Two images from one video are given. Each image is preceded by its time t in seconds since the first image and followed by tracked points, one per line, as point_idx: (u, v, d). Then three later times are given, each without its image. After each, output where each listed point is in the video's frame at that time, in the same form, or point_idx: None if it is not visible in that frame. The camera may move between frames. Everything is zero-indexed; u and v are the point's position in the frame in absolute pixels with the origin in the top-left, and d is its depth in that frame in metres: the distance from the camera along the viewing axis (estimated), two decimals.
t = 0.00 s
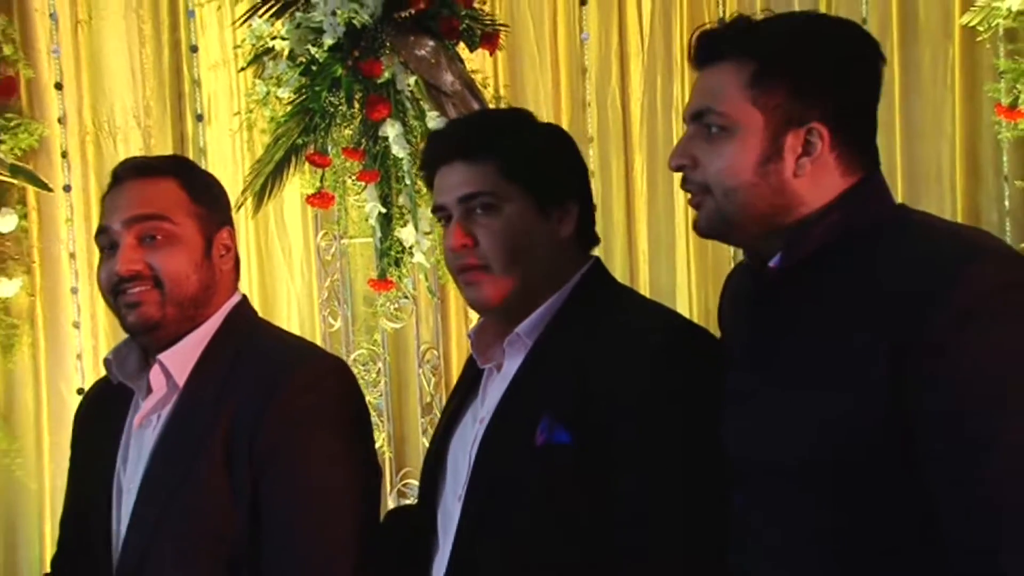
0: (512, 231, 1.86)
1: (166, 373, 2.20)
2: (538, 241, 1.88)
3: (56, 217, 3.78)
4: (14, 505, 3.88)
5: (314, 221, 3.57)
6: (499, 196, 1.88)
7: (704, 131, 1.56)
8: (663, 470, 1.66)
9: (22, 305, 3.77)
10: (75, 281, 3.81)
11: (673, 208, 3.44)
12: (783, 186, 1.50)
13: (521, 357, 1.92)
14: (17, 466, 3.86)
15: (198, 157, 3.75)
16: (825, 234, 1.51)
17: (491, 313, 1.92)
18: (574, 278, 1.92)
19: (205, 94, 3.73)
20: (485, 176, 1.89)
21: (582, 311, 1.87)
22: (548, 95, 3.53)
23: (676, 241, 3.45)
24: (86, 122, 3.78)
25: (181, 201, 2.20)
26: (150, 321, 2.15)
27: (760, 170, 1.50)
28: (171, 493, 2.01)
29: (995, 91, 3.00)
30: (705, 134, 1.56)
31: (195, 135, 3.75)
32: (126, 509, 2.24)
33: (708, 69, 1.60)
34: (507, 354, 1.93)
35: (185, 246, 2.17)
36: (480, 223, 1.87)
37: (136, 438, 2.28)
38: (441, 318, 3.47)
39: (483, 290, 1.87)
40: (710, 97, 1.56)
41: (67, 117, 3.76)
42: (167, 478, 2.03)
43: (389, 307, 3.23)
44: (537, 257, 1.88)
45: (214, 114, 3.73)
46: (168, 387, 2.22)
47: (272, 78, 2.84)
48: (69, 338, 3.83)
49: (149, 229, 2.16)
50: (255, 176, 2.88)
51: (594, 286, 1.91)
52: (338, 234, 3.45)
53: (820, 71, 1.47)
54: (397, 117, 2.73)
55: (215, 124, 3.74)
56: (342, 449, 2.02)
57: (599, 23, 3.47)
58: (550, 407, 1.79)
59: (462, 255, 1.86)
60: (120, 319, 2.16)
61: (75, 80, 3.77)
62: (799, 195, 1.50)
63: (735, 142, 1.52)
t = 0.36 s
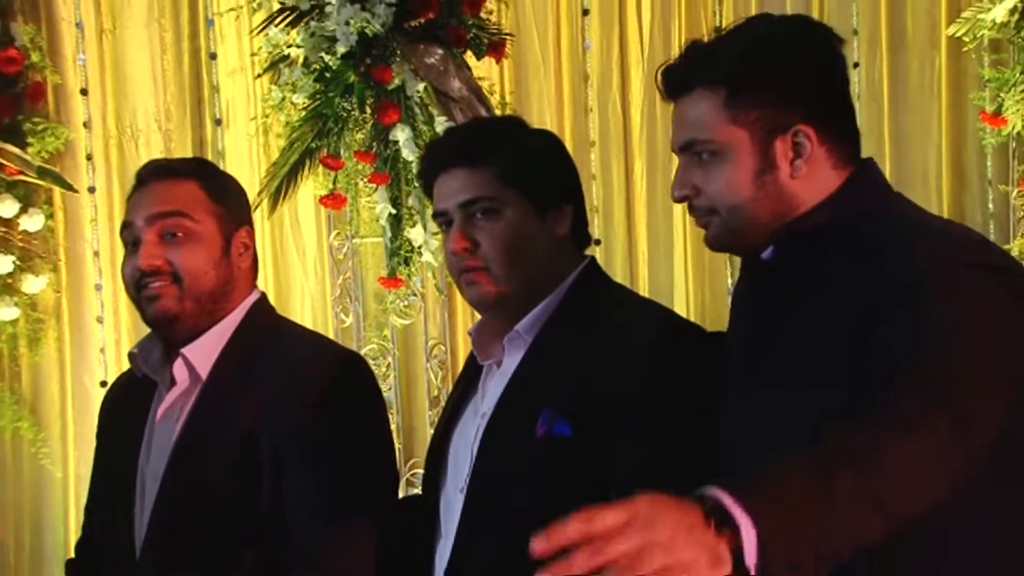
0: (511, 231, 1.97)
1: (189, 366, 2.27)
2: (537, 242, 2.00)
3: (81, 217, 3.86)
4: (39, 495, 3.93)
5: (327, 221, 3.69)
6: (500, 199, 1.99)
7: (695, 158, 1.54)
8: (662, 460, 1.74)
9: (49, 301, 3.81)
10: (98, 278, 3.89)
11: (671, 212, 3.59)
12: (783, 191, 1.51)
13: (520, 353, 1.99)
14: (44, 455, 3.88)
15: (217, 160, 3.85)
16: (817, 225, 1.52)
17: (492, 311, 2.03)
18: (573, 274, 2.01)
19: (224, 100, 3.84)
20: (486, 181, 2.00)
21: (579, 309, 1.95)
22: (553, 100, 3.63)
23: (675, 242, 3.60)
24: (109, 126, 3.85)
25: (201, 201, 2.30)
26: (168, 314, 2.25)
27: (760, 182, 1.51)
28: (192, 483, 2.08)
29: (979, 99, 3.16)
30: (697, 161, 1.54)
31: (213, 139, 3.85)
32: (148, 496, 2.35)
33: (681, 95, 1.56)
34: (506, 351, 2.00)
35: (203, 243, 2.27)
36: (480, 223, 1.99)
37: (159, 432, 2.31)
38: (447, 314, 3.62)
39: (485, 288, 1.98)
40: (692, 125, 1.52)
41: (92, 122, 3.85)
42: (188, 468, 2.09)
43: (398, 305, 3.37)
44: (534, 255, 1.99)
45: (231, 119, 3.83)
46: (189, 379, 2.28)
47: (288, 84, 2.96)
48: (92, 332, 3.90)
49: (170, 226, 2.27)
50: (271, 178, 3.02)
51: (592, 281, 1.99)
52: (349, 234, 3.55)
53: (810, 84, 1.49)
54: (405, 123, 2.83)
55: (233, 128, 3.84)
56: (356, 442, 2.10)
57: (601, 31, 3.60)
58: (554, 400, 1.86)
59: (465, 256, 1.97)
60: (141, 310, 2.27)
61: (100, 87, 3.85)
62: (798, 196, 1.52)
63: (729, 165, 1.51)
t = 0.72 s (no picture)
0: (518, 236, 2.02)
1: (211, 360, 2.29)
2: (544, 244, 2.05)
3: (107, 218, 3.99)
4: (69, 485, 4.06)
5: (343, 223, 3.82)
6: (504, 204, 2.03)
7: (720, 148, 1.54)
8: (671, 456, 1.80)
9: (77, 298, 3.97)
10: (125, 276, 4.02)
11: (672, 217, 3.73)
12: (812, 175, 1.54)
13: (524, 350, 2.07)
14: (73, 445, 4.02)
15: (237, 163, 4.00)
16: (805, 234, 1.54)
17: (496, 313, 2.09)
18: (574, 275, 2.08)
19: (244, 107, 3.99)
20: (492, 186, 2.04)
21: (578, 310, 2.03)
22: (558, 109, 3.76)
23: (676, 249, 3.74)
24: (135, 131, 3.99)
25: (224, 208, 2.28)
26: (193, 319, 2.25)
27: (796, 163, 1.53)
28: (215, 478, 2.13)
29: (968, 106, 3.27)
30: (722, 151, 1.54)
31: (233, 144, 3.99)
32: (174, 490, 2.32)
33: (682, 98, 1.59)
34: (511, 347, 2.08)
35: (225, 252, 2.25)
36: (487, 229, 2.03)
37: (184, 424, 2.32)
38: (457, 311, 3.76)
39: (493, 289, 2.03)
40: (715, 111, 1.54)
41: (118, 126, 3.98)
42: (210, 461, 2.15)
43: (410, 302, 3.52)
44: (541, 256, 2.04)
45: (251, 125, 3.98)
46: (213, 371, 2.30)
47: (305, 91, 3.08)
48: (119, 328, 4.04)
49: (194, 236, 2.24)
50: (289, 182, 3.17)
51: (591, 279, 2.08)
52: (363, 235, 3.74)
53: (813, 92, 1.56)
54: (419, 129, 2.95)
55: (252, 133, 3.99)
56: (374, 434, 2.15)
57: (604, 41, 3.74)
58: (552, 397, 1.95)
59: (473, 260, 2.02)
60: (167, 315, 2.27)
61: (127, 92, 3.98)
62: (818, 184, 1.55)
63: (767, 144, 1.52)
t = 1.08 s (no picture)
0: (529, 234, 2.15)
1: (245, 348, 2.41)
2: (552, 239, 2.18)
3: (145, 213, 4.15)
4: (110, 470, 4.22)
5: (369, 217, 3.97)
6: (513, 202, 2.16)
7: (739, 140, 1.58)
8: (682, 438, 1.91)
9: (117, 290, 4.12)
10: (162, 268, 4.18)
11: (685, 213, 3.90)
12: (826, 168, 1.59)
13: (534, 341, 2.19)
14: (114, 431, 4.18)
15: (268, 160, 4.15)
16: (811, 234, 1.60)
17: (507, 305, 2.22)
18: (580, 269, 2.21)
19: (275, 107, 4.13)
20: (503, 184, 2.17)
21: (585, 302, 2.16)
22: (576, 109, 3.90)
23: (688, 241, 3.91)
24: (171, 130, 4.15)
25: (260, 193, 2.42)
26: (236, 297, 2.37)
27: (812, 156, 1.58)
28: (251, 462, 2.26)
29: (971, 104, 3.39)
30: (742, 144, 1.58)
31: (264, 142, 4.15)
32: (207, 471, 2.46)
33: (698, 90, 1.63)
34: (522, 339, 2.20)
35: (265, 232, 2.39)
36: (499, 226, 2.16)
37: (219, 408, 2.45)
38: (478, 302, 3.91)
39: (506, 283, 2.17)
40: (735, 104, 1.58)
41: (156, 125, 4.13)
42: (248, 447, 2.27)
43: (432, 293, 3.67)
44: (551, 248, 2.18)
45: (282, 124, 4.13)
46: (245, 359, 2.42)
47: (333, 91, 3.22)
48: (156, 318, 4.19)
49: (235, 217, 2.38)
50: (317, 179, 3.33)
51: (599, 272, 2.21)
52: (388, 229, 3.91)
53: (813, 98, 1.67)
54: (441, 127, 3.08)
55: (283, 132, 4.14)
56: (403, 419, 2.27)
57: (620, 43, 3.89)
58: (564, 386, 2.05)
59: (485, 255, 2.15)
60: (209, 296, 2.39)
61: (164, 93, 4.13)
62: (832, 176, 1.60)
63: (786, 138, 1.57)
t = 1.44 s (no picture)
0: (551, 221, 2.29)
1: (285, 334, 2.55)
2: (574, 228, 2.32)
3: (191, 203, 4.33)
4: (158, 451, 4.39)
5: (403, 207, 4.12)
6: (538, 190, 2.30)
7: (752, 139, 1.68)
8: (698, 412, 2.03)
9: (166, 277, 4.29)
10: (207, 256, 4.35)
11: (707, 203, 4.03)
12: (834, 164, 1.69)
13: (555, 327, 2.33)
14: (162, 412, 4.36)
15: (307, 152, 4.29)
16: (822, 226, 1.69)
17: (530, 292, 2.36)
18: (602, 254, 2.34)
19: (314, 101, 4.28)
20: (527, 174, 2.31)
21: (604, 288, 2.28)
22: (602, 104, 4.03)
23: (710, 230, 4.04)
24: (216, 124, 4.31)
25: (295, 186, 2.56)
26: (271, 285, 2.51)
27: (822, 153, 1.68)
28: (295, 438, 2.38)
29: (985, 97, 3.50)
30: (755, 142, 1.67)
31: (304, 135, 4.29)
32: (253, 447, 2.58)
33: (712, 89, 1.72)
34: (544, 324, 2.34)
35: (299, 222, 2.53)
36: (523, 214, 2.30)
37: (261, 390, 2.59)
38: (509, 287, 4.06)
39: (529, 268, 2.31)
40: (748, 105, 1.67)
41: (200, 120, 4.30)
42: (291, 424, 2.40)
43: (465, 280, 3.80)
44: (573, 235, 2.31)
45: (320, 118, 4.27)
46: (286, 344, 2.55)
47: (370, 86, 3.36)
48: (201, 303, 4.36)
49: (271, 209, 2.52)
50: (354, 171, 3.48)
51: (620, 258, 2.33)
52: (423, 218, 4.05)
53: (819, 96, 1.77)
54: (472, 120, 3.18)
55: (321, 126, 4.28)
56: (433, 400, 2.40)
57: (645, 39, 4.02)
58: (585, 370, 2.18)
59: (509, 243, 2.30)
60: (246, 283, 2.53)
61: (208, 90, 4.30)
62: (840, 169, 1.70)
63: (798, 138, 1.66)
